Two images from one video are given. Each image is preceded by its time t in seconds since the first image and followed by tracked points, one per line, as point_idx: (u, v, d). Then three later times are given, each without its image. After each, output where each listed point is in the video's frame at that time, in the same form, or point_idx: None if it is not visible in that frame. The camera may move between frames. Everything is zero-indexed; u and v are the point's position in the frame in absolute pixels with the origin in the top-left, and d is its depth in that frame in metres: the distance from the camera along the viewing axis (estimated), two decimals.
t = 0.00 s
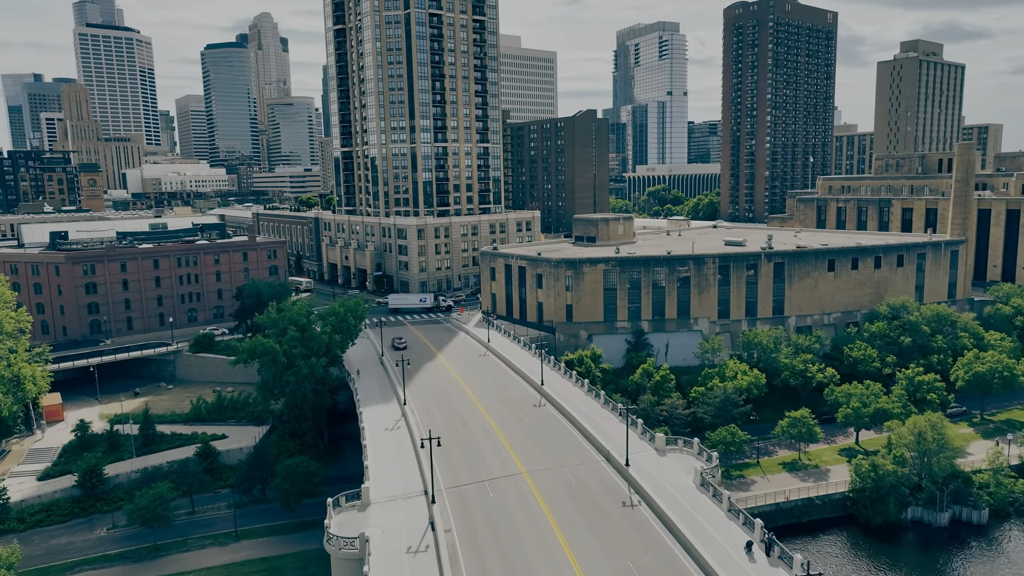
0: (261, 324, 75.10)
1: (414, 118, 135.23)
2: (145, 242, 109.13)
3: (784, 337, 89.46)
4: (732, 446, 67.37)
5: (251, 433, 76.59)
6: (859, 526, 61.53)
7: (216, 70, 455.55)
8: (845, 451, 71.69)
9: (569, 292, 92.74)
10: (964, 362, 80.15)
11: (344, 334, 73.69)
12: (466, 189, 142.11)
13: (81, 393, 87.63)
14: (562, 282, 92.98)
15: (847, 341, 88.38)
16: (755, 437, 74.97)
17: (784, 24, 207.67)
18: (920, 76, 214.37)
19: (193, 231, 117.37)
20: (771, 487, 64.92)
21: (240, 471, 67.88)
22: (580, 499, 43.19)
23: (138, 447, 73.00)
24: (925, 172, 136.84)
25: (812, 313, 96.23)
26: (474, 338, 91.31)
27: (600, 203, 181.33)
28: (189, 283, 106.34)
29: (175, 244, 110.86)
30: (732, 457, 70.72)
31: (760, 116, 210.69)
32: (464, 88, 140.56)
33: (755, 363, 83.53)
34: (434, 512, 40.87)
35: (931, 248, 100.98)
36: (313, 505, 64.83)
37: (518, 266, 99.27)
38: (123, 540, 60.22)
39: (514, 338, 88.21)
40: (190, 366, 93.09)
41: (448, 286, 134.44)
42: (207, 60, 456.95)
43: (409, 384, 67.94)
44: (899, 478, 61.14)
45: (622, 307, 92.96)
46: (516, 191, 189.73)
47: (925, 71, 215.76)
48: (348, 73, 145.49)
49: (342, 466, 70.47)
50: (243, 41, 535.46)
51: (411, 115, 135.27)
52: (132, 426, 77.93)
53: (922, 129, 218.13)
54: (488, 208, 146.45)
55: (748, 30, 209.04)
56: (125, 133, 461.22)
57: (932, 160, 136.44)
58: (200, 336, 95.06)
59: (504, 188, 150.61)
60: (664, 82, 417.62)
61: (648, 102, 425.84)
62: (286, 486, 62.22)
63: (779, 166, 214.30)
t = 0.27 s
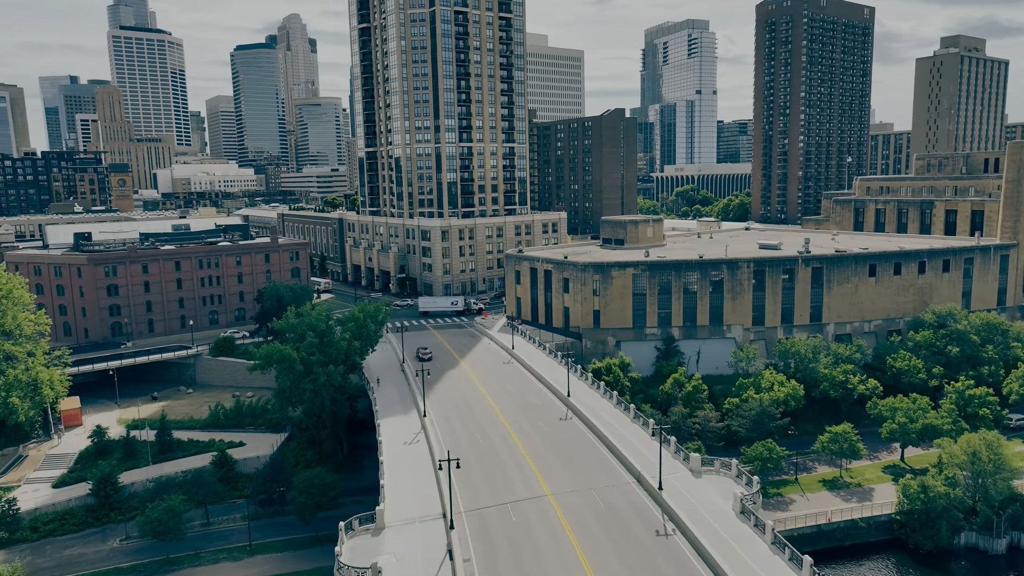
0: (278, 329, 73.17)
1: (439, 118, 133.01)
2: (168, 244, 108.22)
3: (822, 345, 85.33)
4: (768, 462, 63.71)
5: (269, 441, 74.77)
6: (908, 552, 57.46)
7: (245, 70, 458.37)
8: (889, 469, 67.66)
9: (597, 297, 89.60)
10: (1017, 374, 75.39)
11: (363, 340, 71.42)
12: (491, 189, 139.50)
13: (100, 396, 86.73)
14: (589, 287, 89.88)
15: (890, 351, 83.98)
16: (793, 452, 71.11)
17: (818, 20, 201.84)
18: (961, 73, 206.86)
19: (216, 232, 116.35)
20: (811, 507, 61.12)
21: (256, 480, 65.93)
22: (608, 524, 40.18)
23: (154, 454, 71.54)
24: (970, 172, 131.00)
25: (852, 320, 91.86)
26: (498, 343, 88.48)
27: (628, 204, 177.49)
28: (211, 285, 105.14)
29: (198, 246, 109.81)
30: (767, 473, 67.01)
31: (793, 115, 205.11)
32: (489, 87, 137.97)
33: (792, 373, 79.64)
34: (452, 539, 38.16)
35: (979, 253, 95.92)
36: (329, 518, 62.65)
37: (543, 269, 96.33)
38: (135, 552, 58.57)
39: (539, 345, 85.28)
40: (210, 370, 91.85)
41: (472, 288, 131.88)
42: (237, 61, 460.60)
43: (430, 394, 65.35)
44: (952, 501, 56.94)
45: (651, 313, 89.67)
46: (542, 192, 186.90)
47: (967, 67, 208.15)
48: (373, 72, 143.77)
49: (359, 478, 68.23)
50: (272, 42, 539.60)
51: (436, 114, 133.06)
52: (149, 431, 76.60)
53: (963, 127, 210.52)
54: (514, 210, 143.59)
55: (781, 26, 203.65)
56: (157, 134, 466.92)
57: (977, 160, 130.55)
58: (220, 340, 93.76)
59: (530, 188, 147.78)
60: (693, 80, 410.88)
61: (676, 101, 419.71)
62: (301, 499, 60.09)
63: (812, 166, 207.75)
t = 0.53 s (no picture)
0: (299, 334, 71.09)
1: (466, 116, 130.43)
2: (193, 245, 107.16)
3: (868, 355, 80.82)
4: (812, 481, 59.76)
5: (289, 450, 72.77)
6: None
7: (278, 71, 463.48)
8: (943, 490, 63.28)
9: (628, 302, 86.16)
10: None
11: (386, 348, 68.95)
12: (519, 189, 136.41)
13: (122, 400, 85.72)
14: (621, 291, 86.45)
15: (941, 362, 79.13)
16: (837, 469, 66.96)
17: (859, 14, 195.04)
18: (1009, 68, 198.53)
19: (241, 233, 115.09)
20: (860, 531, 56.99)
21: (274, 492, 63.80)
22: (644, 556, 37.20)
23: (172, 462, 69.96)
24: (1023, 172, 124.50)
25: (899, 328, 87.06)
26: (526, 350, 85.43)
27: (659, 205, 173.27)
28: (235, 287, 103.73)
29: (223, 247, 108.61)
30: (810, 492, 62.91)
31: (831, 112, 198.69)
32: (518, 85, 134.94)
33: (835, 385, 75.39)
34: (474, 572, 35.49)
35: None
36: (349, 533, 60.32)
37: (572, 273, 93.04)
38: (150, 566, 56.82)
39: (568, 352, 82.09)
40: (233, 374, 90.50)
41: (499, 291, 128.97)
42: (268, 61, 464.19)
43: (454, 406, 62.76)
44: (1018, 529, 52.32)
45: (686, 320, 85.93)
46: (572, 192, 183.36)
47: (1015, 62, 199.73)
48: (400, 71, 141.66)
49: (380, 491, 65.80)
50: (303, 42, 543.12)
51: (463, 113, 130.48)
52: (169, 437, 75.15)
53: (1011, 125, 202.04)
54: (542, 210, 140.31)
55: (820, 21, 197.41)
56: (190, 134, 472.57)
57: None
58: (243, 343, 92.31)
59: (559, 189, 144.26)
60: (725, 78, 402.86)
61: (708, 99, 412.34)
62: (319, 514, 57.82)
63: (851, 166, 200.64)
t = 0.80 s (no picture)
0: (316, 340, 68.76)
1: (491, 115, 127.62)
2: (213, 246, 105.69)
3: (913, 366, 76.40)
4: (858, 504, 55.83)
5: (305, 460, 70.51)
6: None
7: (305, 71, 464.73)
8: (1000, 514, 58.90)
9: (658, 308, 82.66)
10: None
11: (405, 356, 66.39)
12: (545, 190, 133.27)
13: (139, 404, 84.34)
14: (651, 296, 82.89)
15: (994, 375, 74.37)
16: (883, 489, 62.87)
17: (897, 8, 188.21)
18: None
19: (262, 235, 113.53)
20: (911, 558, 52.87)
21: (289, 504, 61.58)
22: None
23: (186, 471, 68.05)
24: None
25: (946, 337, 82.35)
26: (551, 357, 82.41)
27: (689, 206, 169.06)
28: (255, 289, 102.08)
29: (243, 248, 107.02)
30: (855, 514, 58.80)
31: (867, 110, 192.37)
32: (545, 83, 131.73)
33: (879, 398, 71.22)
34: None
35: None
36: (366, 550, 57.83)
37: (600, 277, 89.71)
38: None
39: (595, 360, 78.84)
40: (252, 379, 88.85)
41: (524, 294, 125.93)
42: (296, 62, 465.92)
43: (476, 419, 60.03)
44: None
45: (719, 327, 82.17)
46: (599, 192, 179.67)
47: None
48: (424, 69, 139.32)
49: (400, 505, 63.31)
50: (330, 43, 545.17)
51: (488, 112, 127.73)
52: (184, 444, 73.43)
53: None
54: (569, 211, 136.88)
55: (856, 16, 191.21)
56: (218, 134, 476.54)
57: None
58: (262, 347, 90.54)
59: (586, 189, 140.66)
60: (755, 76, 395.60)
61: (737, 97, 405.06)
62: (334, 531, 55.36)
63: (888, 165, 194.33)
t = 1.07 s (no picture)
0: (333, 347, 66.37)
1: (516, 114, 124.61)
2: (233, 248, 104.13)
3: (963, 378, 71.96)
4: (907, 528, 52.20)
5: (321, 470, 68.16)
6: None
7: (330, 71, 465.07)
8: None
9: (689, 314, 79.12)
10: None
11: (425, 364, 63.78)
12: (570, 190, 130.06)
13: (155, 409, 82.86)
14: (682, 302, 79.32)
15: None
16: (932, 511, 58.85)
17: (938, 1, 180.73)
18: None
19: (283, 236, 111.74)
20: None
21: (303, 518, 59.30)
22: None
23: (200, 481, 66.07)
24: None
25: (996, 347, 77.69)
26: (577, 365, 79.04)
27: (719, 207, 164.69)
28: (275, 292, 100.24)
29: (263, 250, 105.35)
30: (904, 539, 54.72)
31: (905, 108, 185.94)
32: (571, 81, 128.34)
33: (925, 413, 67.18)
34: None
35: None
36: (381, 569, 55.30)
37: (628, 281, 86.34)
38: None
39: (623, 369, 75.51)
40: (270, 383, 87.16)
41: (548, 297, 122.81)
42: (321, 61, 465.89)
43: (498, 432, 57.20)
44: None
45: (753, 335, 78.39)
46: (626, 193, 175.98)
47: None
48: (448, 67, 136.74)
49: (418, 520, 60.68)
50: (356, 43, 546.42)
51: (513, 111, 124.78)
52: (199, 453, 71.53)
53: None
54: (595, 212, 133.37)
55: (894, 10, 184.78)
56: (245, 134, 479.70)
57: None
58: (280, 351, 88.80)
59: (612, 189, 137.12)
60: (784, 74, 387.67)
61: (767, 96, 397.48)
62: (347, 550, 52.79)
63: (926, 165, 186.78)
